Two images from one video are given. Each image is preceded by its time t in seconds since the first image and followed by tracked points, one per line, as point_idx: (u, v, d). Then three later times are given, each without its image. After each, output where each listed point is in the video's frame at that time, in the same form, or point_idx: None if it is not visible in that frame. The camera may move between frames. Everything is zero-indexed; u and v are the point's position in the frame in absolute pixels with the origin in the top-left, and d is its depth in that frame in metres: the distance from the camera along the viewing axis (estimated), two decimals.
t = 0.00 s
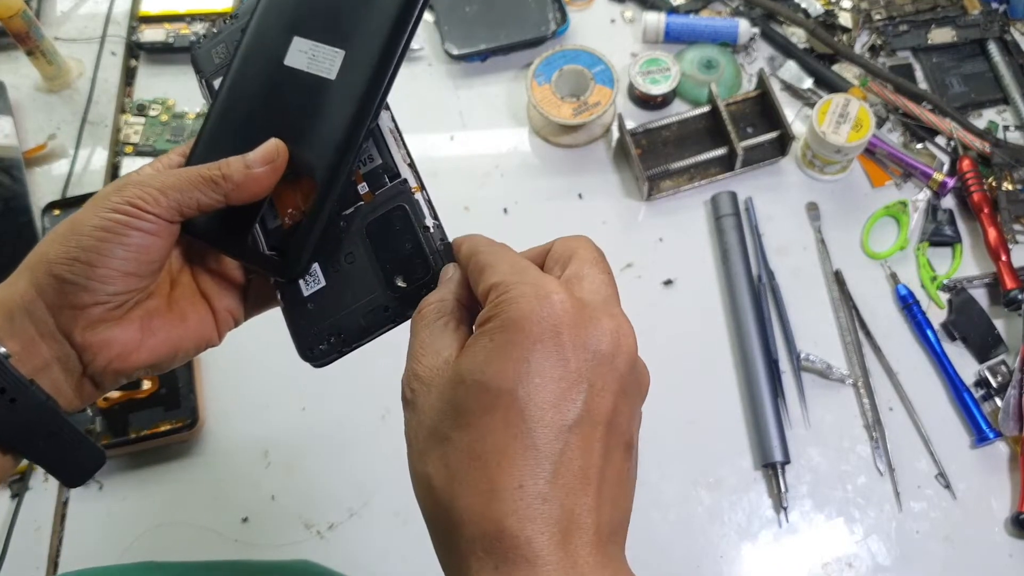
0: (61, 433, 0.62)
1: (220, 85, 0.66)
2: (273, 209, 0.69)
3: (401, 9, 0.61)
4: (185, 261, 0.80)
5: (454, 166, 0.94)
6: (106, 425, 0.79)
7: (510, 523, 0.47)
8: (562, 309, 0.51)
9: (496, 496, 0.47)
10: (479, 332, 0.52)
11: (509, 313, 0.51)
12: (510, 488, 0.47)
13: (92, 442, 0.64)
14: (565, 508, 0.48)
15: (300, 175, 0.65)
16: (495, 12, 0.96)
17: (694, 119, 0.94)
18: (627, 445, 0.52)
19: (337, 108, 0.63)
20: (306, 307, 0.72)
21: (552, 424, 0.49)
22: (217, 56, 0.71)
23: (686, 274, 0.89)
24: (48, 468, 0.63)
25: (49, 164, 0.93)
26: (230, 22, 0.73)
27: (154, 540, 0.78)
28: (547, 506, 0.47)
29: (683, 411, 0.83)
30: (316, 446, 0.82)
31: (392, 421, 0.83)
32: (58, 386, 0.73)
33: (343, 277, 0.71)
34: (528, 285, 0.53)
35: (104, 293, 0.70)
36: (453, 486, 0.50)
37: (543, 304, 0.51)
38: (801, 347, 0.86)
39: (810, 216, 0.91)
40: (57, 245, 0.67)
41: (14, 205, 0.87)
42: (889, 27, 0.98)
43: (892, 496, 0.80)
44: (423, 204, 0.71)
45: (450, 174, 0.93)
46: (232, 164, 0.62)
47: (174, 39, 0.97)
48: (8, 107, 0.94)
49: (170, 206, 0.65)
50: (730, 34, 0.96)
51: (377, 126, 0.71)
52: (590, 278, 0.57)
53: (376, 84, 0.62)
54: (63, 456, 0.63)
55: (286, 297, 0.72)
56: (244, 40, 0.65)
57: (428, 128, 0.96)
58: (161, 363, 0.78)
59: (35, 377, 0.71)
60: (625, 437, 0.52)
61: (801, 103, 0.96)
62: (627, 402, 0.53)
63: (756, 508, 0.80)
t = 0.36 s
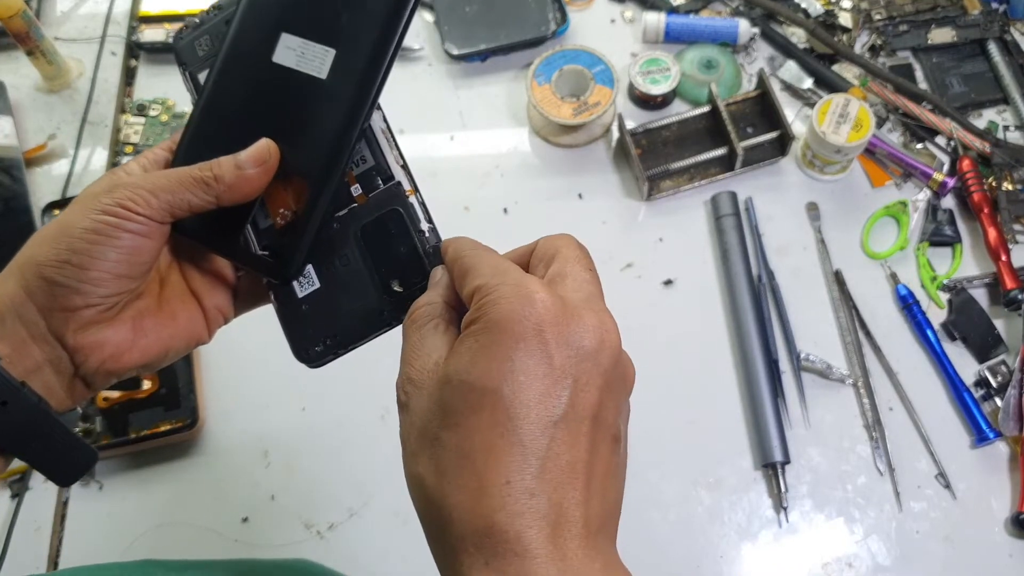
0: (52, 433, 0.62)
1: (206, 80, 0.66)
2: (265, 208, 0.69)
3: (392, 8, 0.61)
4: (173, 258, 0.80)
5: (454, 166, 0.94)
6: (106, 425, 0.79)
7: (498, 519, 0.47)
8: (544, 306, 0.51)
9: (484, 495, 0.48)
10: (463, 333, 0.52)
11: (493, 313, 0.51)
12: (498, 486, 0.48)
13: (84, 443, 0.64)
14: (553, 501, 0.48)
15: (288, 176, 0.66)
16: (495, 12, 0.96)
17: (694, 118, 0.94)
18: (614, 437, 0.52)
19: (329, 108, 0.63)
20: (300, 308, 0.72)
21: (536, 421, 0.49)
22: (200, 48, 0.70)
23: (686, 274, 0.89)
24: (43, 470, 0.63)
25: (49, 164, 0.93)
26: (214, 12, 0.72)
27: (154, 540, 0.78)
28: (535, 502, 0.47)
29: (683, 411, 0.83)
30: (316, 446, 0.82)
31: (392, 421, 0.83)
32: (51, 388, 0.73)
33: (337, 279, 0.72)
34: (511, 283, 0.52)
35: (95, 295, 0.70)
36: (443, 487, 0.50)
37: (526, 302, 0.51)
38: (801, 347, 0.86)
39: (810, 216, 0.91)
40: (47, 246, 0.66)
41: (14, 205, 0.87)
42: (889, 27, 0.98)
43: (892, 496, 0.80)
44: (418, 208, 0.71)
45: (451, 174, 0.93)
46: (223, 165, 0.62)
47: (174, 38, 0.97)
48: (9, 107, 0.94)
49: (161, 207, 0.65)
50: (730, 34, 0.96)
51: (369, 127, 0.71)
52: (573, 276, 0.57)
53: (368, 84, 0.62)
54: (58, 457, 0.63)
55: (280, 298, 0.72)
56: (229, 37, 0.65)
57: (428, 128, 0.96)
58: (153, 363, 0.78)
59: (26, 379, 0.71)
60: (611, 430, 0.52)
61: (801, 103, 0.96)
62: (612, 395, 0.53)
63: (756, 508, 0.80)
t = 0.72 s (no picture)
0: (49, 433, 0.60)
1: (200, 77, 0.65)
2: (261, 209, 0.69)
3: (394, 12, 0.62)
4: (168, 256, 0.79)
5: (454, 166, 0.94)
6: (106, 425, 0.79)
7: (484, 520, 0.47)
8: (525, 305, 0.51)
9: (470, 496, 0.48)
10: (446, 336, 0.52)
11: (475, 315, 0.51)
12: (483, 486, 0.48)
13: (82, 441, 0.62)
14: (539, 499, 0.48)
15: (284, 175, 0.66)
16: (494, 12, 0.96)
17: (694, 119, 0.94)
18: (603, 433, 0.52)
19: (328, 109, 0.64)
20: (298, 310, 0.72)
21: (519, 420, 0.49)
22: (195, 43, 0.70)
23: (686, 274, 0.89)
24: (39, 469, 0.61)
25: (49, 165, 0.93)
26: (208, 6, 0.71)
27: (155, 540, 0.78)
28: (521, 502, 0.47)
29: (683, 411, 0.83)
30: (316, 446, 0.82)
31: (392, 421, 0.83)
32: (46, 389, 0.73)
33: (335, 281, 0.72)
34: (494, 284, 0.52)
35: (90, 297, 0.70)
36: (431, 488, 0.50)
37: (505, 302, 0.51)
38: (800, 347, 0.85)
39: (810, 216, 0.91)
40: (42, 247, 0.66)
41: (14, 206, 0.87)
42: (889, 27, 0.98)
43: (892, 496, 0.80)
44: (418, 212, 0.72)
45: (450, 174, 0.93)
46: (220, 164, 0.62)
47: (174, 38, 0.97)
48: (9, 107, 0.94)
49: (157, 208, 0.64)
50: (729, 34, 0.96)
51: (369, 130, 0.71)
52: (560, 274, 0.57)
53: (367, 86, 0.63)
54: (54, 456, 0.61)
55: (276, 299, 0.72)
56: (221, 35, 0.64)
57: (428, 128, 0.96)
58: (149, 363, 0.78)
59: (21, 381, 0.71)
60: (600, 426, 0.52)
61: (801, 103, 0.96)
62: (598, 390, 0.52)
63: (756, 508, 0.80)
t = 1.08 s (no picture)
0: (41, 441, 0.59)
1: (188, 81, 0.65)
2: (263, 218, 0.68)
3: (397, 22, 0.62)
4: (164, 258, 0.78)
5: (454, 166, 0.94)
6: (106, 425, 0.79)
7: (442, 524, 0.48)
8: (449, 304, 0.51)
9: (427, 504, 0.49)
10: (392, 352, 0.54)
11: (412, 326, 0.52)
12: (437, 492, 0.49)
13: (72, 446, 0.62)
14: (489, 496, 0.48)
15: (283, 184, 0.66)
16: (494, 12, 0.96)
17: (694, 119, 0.93)
18: (558, 418, 0.51)
19: (330, 116, 0.63)
20: (309, 322, 0.72)
21: (456, 420, 0.49)
22: (177, 42, 0.69)
23: (686, 274, 0.89)
24: (30, 477, 0.60)
25: (49, 164, 0.93)
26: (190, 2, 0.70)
27: (155, 540, 0.78)
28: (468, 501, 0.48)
29: (683, 411, 0.83)
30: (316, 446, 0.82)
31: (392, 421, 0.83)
32: (40, 398, 0.73)
33: (346, 292, 0.72)
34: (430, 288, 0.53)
35: (86, 309, 0.70)
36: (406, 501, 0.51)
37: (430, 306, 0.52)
38: (801, 347, 0.85)
39: (810, 216, 0.91)
40: (35, 259, 0.66)
41: (14, 205, 0.87)
42: (889, 27, 0.98)
43: (892, 496, 0.80)
44: (428, 222, 0.73)
45: (450, 174, 0.93)
46: (218, 173, 0.61)
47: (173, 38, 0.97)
48: (9, 107, 0.94)
49: (154, 219, 0.65)
50: (729, 34, 0.96)
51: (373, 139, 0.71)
52: (506, 260, 0.56)
53: (369, 92, 0.62)
54: (47, 462, 0.60)
55: (285, 312, 0.72)
56: (213, 36, 0.64)
57: (428, 128, 0.96)
58: (146, 370, 0.77)
59: (18, 392, 0.71)
60: (551, 411, 0.51)
61: (801, 103, 0.96)
62: (540, 376, 0.51)
63: (756, 508, 0.80)
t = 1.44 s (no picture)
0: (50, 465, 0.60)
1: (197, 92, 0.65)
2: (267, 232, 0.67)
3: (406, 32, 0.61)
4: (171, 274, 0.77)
5: (454, 166, 0.94)
6: (106, 425, 0.78)
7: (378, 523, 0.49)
8: (365, 298, 0.53)
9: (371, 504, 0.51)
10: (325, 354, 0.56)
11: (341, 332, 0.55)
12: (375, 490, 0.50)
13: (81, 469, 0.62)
14: (414, 489, 0.48)
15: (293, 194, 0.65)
16: (494, 12, 0.96)
17: (694, 119, 0.93)
18: (479, 401, 0.50)
19: (341, 130, 0.63)
20: (314, 335, 0.72)
21: (372, 416, 0.50)
22: (172, 48, 0.67)
23: (685, 274, 0.89)
24: (37, 499, 0.61)
25: (49, 164, 0.93)
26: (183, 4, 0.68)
27: (155, 540, 0.78)
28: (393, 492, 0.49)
29: (684, 412, 0.83)
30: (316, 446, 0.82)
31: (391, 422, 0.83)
32: (55, 423, 0.73)
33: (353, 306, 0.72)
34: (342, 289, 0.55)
35: (104, 331, 0.70)
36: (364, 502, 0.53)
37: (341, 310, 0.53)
38: (801, 347, 0.85)
39: (810, 216, 0.91)
40: (46, 284, 0.66)
41: (14, 205, 0.87)
42: (889, 27, 0.98)
43: (892, 497, 0.79)
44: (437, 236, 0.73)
45: (450, 174, 0.93)
46: (229, 190, 0.62)
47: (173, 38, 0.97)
48: (8, 107, 0.94)
49: (167, 240, 0.65)
50: (730, 34, 0.96)
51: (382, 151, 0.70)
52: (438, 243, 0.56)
53: (380, 106, 0.62)
54: (55, 485, 0.61)
55: (290, 325, 0.71)
56: (226, 49, 0.64)
57: (428, 128, 0.96)
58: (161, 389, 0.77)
59: (34, 419, 0.71)
60: (474, 396, 0.50)
61: (801, 103, 0.96)
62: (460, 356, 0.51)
63: (756, 508, 0.79)
